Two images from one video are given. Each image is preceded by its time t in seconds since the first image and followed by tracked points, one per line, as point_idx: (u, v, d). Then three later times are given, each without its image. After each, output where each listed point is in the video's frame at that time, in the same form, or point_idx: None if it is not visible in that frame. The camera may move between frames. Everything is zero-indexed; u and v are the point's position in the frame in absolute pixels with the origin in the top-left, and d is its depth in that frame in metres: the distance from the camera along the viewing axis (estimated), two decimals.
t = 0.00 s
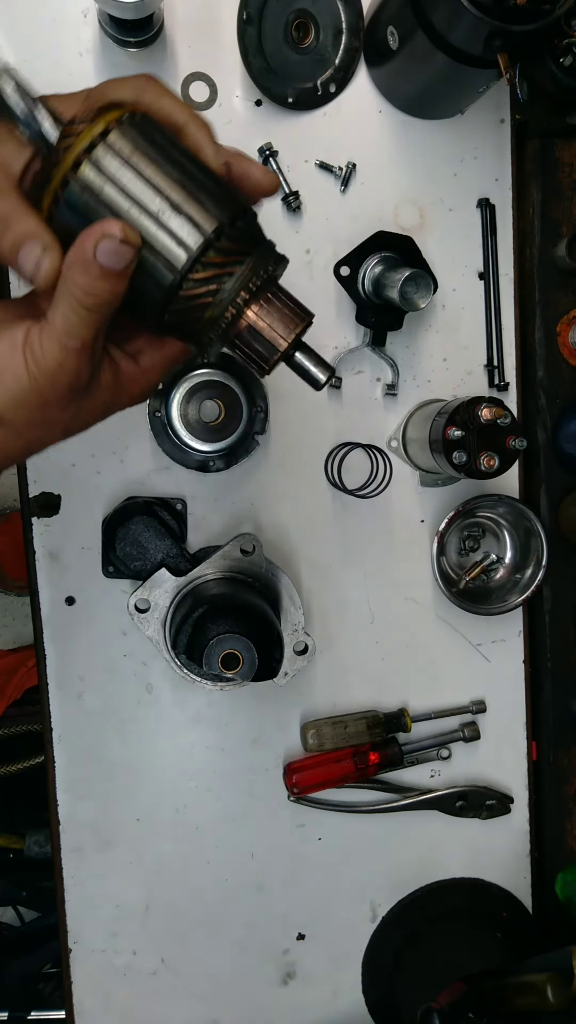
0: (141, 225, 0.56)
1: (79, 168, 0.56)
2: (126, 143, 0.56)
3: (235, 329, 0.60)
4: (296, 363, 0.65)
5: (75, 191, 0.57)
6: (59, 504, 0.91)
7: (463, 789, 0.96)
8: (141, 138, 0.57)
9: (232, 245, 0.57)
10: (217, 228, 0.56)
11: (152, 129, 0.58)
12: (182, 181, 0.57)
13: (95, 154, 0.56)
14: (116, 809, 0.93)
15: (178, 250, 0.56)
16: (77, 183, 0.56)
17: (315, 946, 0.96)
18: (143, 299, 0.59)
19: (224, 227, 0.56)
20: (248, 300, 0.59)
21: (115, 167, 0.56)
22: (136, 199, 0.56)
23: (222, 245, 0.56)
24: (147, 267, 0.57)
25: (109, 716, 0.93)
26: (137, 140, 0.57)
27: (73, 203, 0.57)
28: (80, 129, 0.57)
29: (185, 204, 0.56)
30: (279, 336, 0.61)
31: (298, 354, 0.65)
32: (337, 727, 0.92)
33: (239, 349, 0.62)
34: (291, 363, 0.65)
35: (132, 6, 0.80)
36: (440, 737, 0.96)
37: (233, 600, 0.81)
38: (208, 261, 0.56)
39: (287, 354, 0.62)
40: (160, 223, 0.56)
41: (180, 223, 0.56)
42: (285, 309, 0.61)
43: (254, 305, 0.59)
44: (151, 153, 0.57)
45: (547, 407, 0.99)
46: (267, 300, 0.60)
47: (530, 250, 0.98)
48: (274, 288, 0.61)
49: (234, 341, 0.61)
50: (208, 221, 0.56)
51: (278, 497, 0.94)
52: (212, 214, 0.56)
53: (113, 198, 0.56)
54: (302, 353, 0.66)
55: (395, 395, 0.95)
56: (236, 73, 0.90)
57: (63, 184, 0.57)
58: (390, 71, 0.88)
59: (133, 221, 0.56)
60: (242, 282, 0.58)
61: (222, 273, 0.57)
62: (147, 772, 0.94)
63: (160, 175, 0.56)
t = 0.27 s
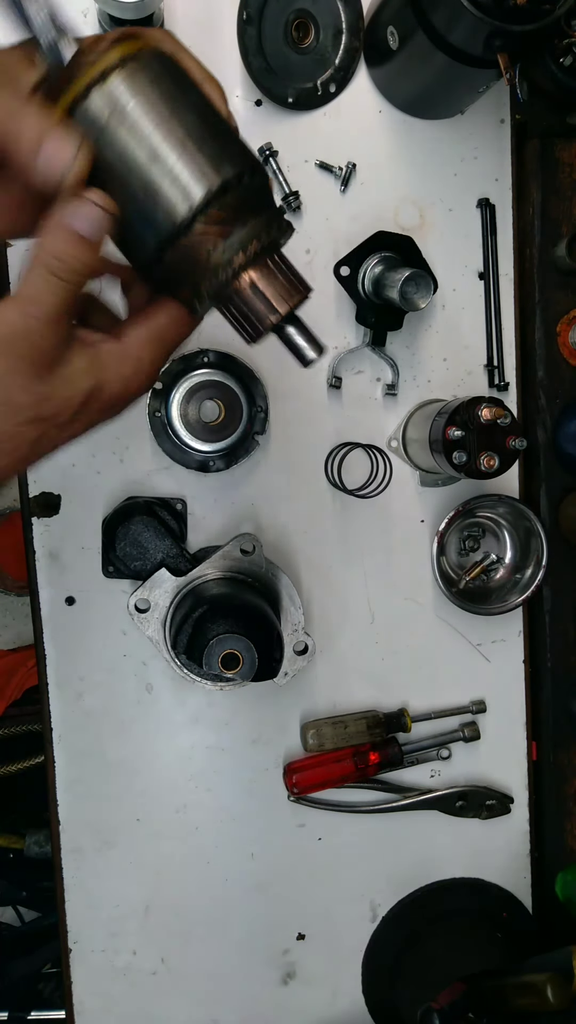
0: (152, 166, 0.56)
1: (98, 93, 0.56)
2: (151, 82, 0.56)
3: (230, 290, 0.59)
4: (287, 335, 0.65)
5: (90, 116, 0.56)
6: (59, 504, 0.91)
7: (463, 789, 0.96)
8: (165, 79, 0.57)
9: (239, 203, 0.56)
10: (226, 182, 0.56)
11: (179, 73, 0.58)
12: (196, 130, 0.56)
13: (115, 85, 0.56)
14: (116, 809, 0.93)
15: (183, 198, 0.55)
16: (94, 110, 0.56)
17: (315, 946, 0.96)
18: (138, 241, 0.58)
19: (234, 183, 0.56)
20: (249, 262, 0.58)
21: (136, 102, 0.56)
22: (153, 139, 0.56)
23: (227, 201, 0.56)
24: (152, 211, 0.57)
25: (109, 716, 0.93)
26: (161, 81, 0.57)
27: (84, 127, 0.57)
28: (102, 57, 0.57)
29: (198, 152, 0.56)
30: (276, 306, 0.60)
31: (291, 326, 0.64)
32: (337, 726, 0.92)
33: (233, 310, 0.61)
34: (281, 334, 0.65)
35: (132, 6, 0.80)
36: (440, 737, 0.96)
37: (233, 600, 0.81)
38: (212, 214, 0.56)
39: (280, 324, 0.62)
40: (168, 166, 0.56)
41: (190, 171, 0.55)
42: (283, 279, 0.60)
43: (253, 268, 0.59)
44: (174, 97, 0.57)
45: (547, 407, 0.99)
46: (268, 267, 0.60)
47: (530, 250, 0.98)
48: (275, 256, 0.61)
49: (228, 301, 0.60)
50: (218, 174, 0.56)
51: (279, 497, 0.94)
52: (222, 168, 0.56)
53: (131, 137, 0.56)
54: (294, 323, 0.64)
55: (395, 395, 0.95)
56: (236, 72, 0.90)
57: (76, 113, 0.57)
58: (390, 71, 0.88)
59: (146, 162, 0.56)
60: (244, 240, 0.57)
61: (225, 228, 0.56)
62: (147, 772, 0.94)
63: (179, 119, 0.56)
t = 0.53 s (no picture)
0: (181, 129, 0.58)
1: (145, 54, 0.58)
2: (191, 60, 0.59)
3: (234, 251, 0.60)
4: (276, 304, 0.63)
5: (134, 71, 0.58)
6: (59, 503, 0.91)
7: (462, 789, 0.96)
8: (191, 61, 0.59)
9: (256, 174, 0.59)
10: (248, 154, 0.58)
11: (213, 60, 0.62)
12: (222, 106, 0.59)
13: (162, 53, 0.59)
14: (116, 809, 0.93)
15: (202, 162, 0.58)
16: (139, 65, 0.58)
17: (315, 946, 0.96)
18: (151, 195, 0.59)
19: (246, 157, 0.58)
20: (250, 230, 0.59)
21: (176, 72, 0.58)
22: (187, 107, 0.58)
23: (239, 172, 0.58)
24: (173, 171, 0.58)
25: (109, 716, 0.93)
26: (199, 62, 0.60)
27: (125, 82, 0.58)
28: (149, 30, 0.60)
29: (224, 125, 0.59)
30: (278, 268, 0.60)
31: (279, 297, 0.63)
32: (337, 726, 0.92)
33: (234, 273, 0.61)
34: (270, 302, 0.63)
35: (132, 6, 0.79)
36: (440, 737, 0.96)
37: (233, 600, 0.81)
38: (230, 180, 0.58)
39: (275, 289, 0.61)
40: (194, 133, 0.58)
41: (215, 141, 0.58)
42: (283, 248, 0.61)
43: (261, 234, 0.60)
44: (208, 76, 0.60)
45: (547, 407, 0.99)
46: (273, 235, 0.61)
47: (530, 250, 0.98)
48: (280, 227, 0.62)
49: (229, 264, 0.61)
50: (241, 147, 0.58)
51: (279, 497, 0.94)
52: (245, 143, 0.59)
53: (168, 102, 0.58)
54: (285, 290, 0.63)
55: (395, 395, 0.95)
56: (236, 73, 0.90)
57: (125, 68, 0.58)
58: (390, 71, 0.88)
59: (177, 124, 0.58)
60: (258, 205, 0.59)
61: (242, 193, 0.59)
62: (147, 772, 0.94)
63: (202, 96, 0.59)
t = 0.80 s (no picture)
0: (170, 130, 0.58)
1: (135, 56, 0.59)
2: (181, 60, 0.59)
3: (226, 250, 0.60)
4: (269, 304, 0.63)
5: (125, 75, 0.59)
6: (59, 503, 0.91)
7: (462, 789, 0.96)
8: (181, 60, 0.59)
9: (246, 174, 0.59)
10: (238, 153, 0.58)
11: (205, 60, 0.61)
12: (212, 104, 0.59)
13: (151, 53, 0.59)
14: (116, 809, 0.93)
15: (191, 165, 0.58)
16: (128, 69, 0.58)
17: (315, 946, 0.96)
18: (142, 195, 0.60)
19: (235, 158, 0.58)
20: (241, 230, 0.59)
21: (166, 74, 0.58)
22: (177, 107, 0.58)
23: (227, 174, 0.58)
24: (162, 171, 0.58)
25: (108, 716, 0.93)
26: (190, 62, 0.60)
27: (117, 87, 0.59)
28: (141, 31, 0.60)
29: (214, 125, 0.59)
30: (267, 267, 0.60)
31: (271, 294, 0.62)
32: (337, 727, 0.93)
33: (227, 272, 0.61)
34: (263, 300, 0.62)
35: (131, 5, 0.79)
36: (440, 737, 0.96)
37: (233, 600, 0.81)
38: (220, 180, 0.58)
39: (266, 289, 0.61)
40: (183, 133, 0.58)
41: (205, 141, 0.58)
42: (275, 248, 0.60)
43: (253, 232, 0.59)
44: (199, 76, 0.60)
45: (547, 407, 0.99)
46: (266, 233, 0.60)
47: (530, 250, 0.98)
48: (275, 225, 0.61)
49: (222, 263, 0.60)
50: (231, 147, 0.58)
51: (279, 497, 0.94)
52: (236, 143, 0.59)
53: (159, 104, 0.58)
54: (277, 289, 0.63)
55: (395, 395, 0.95)
56: (236, 73, 0.90)
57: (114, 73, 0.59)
58: (390, 71, 0.88)
59: (167, 125, 0.58)
60: (249, 204, 0.59)
61: (232, 192, 0.58)
62: (147, 772, 0.94)
63: (191, 97, 0.59)
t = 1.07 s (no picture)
0: (156, 111, 0.58)
1: (121, 37, 0.58)
2: (168, 38, 0.59)
3: (220, 233, 0.59)
4: (268, 288, 0.61)
5: (112, 58, 0.59)
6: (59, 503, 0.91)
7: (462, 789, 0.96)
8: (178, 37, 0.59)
9: (235, 152, 0.58)
10: (226, 132, 0.57)
11: (196, 35, 0.60)
12: (207, 82, 0.58)
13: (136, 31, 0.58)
14: (116, 809, 0.93)
15: (183, 142, 0.57)
16: (114, 51, 0.59)
17: (315, 946, 0.96)
18: (132, 180, 0.60)
19: (227, 136, 0.57)
20: (233, 209, 0.58)
21: (152, 53, 0.58)
22: (163, 86, 0.58)
23: (218, 152, 0.57)
24: (148, 154, 0.58)
25: (109, 716, 0.93)
26: (176, 39, 0.59)
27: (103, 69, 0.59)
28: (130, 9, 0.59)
29: (202, 103, 0.58)
30: (262, 248, 0.59)
31: (271, 278, 0.61)
32: (337, 726, 0.92)
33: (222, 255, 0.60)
34: (262, 285, 0.61)
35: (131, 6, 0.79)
36: (440, 737, 0.96)
37: (233, 601, 0.81)
38: (207, 161, 0.58)
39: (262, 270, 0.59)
40: (169, 113, 0.58)
41: (192, 120, 0.57)
42: (270, 230, 0.59)
43: (246, 213, 0.59)
44: (187, 52, 0.59)
45: (547, 407, 0.99)
46: (260, 215, 0.59)
47: (530, 250, 0.98)
48: (271, 207, 0.60)
49: (216, 244, 0.60)
50: (219, 125, 0.57)
51: (279, 497, 0.94)
52: (224, 121, 0.58)
53: (146, 85, 0.58)
54: (276, 273, 0.61)
55: (395, 396, 0.95)
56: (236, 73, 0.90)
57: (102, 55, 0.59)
58: (390, 71, 0.88)
59: (152, 106, 0.58)
60: (239, 184, 0.58)
61: (220, 172, 0.58)
62: (147, 772, 0.94)
63: (186, 74, 0.58)
